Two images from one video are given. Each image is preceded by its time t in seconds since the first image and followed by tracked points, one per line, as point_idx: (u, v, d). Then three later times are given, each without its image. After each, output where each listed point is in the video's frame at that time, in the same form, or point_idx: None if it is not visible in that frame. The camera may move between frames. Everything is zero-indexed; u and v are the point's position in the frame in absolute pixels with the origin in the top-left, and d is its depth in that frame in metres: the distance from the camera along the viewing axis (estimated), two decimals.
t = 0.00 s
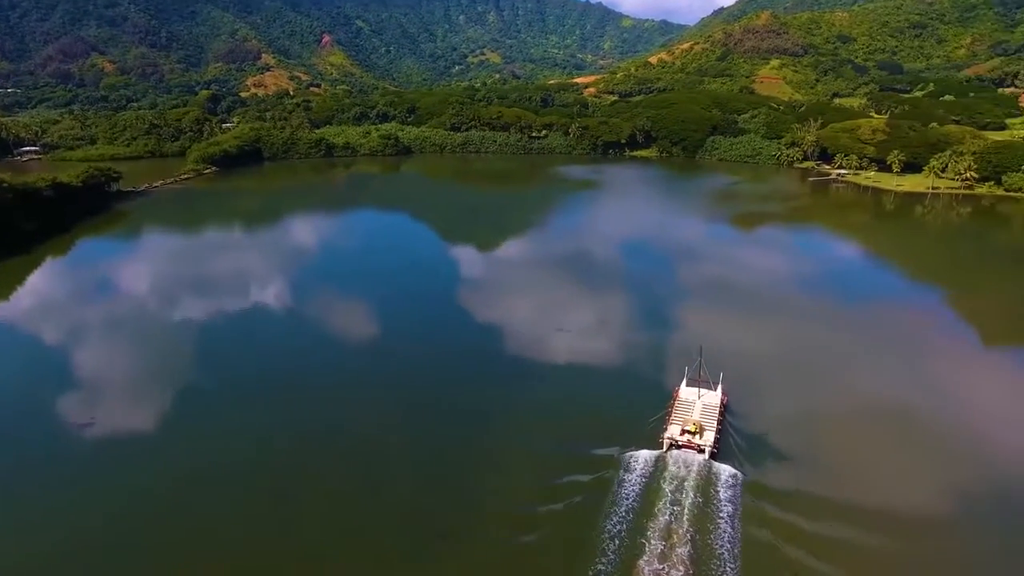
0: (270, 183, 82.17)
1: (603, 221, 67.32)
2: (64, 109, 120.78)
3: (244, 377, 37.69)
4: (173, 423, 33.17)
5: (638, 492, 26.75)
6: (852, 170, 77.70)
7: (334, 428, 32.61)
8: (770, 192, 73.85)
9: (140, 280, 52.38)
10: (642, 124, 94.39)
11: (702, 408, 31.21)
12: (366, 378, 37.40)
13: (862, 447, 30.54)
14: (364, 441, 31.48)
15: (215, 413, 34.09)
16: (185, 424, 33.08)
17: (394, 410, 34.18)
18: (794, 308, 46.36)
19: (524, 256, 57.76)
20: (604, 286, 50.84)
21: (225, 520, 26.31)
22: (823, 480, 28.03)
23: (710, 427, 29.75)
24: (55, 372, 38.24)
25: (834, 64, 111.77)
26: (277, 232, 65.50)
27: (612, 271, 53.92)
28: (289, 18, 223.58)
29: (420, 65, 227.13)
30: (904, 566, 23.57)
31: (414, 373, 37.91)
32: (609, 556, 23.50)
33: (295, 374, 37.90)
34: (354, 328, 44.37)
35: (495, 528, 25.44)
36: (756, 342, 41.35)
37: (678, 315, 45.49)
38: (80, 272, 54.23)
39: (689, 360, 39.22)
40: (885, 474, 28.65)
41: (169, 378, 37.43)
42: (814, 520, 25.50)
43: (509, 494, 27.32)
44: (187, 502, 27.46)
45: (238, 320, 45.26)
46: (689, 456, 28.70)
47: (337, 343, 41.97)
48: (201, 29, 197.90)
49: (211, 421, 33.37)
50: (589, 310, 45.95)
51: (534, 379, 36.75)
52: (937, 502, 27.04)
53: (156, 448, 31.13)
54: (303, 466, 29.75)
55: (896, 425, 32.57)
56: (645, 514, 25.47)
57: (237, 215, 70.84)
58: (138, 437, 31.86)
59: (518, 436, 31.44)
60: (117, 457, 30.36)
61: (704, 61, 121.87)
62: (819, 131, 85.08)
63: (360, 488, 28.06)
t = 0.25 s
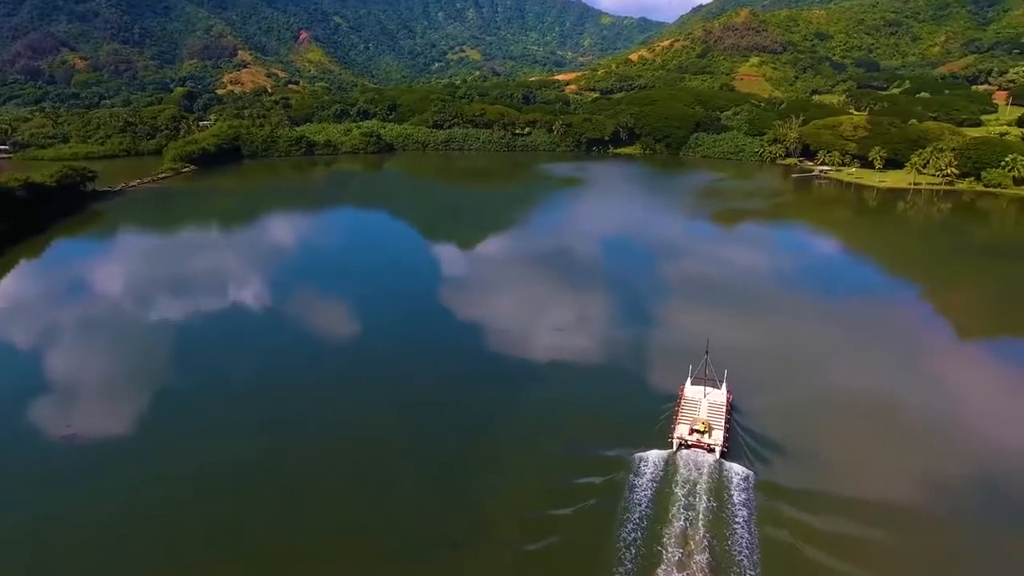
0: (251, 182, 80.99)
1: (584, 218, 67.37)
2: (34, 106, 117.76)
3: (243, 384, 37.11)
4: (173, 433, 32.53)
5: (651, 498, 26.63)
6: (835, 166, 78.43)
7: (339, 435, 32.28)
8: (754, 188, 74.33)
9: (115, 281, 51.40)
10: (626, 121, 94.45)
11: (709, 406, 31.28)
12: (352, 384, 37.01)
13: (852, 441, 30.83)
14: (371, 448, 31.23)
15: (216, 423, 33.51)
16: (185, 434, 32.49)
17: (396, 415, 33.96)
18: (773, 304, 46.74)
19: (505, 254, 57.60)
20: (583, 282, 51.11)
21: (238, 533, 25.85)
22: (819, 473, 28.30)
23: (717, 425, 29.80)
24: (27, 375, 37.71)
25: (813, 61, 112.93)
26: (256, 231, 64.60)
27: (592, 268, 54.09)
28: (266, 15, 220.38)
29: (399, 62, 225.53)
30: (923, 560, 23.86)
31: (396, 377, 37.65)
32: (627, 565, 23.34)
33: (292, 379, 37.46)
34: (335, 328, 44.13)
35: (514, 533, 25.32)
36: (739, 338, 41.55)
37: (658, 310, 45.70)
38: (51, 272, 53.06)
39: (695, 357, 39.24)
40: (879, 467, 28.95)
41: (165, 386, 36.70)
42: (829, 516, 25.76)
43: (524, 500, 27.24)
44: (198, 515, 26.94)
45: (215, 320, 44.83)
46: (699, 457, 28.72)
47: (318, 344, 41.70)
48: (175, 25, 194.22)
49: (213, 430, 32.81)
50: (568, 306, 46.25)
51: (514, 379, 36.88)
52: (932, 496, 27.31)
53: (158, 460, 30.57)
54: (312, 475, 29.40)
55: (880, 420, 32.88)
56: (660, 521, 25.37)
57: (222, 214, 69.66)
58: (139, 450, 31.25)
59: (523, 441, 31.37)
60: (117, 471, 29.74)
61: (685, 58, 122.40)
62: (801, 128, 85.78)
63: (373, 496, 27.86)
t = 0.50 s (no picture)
0: (230, 181, 79.55)
1: (564, 215, 67.19)
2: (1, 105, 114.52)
3: (236, 390, 36.04)
4: (164, 442, 31.48)
5: (664, 502, 25.78)
6: (817, 163, 79.59)
7: (338, 440, 31.47)
8: (739, 184, 74.61)
9: (88, 282, 50.06)
10: (609, 118, 94.38)
11: (715, 404, 30.80)
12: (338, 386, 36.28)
13: (848, 436, 30.92)
14: (371, 453, 30.48)
15: (209, 430, 32.45)
16: (177, 443, 31.42)
17: (395, 418, 33.24)
18: (750, 298, 47.04)
19: (485, 252, 57.21)
20: (563, 279, 51.04)
21: (240, 546, 24.90)
22: (829, 471, 28.22)
23: (725, 424, 29.33)
24: None
25: (791, 58, 113.96)
26: (232, 230, 63.37)
27: (573, 266, 53.97)
28: (240, 11, 216.96)
29: (377, 59, 223.59)
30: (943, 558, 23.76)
31: (376, 377, 37.16)
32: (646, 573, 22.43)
33: (285, 383, 36.52)
34: (314, 328, 43.53)
35: (528, 539, 24.64)
36: (718, 334, 41.75)
37: (636, 306, 45.74)
38: (20, 274, 51.60)
39: (700, 356, 38.89)
40: (880, 463, 29.07)
41: (153, 394, 35.54)
42: (847, 516, 25.54)
43: (533, 505, 26.56)
44: (195, 526, 25.98)
45: (191, 321, 43.95)
46: (710, 458, 28.06)
47: (297, 345, 41.05)
48: (147, 21, 190.32)
49: (206, 438, 31.76)
50: (549, 303, 46.16)
51: (493, 378, 36.59)
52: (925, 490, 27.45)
53: (150, 470, 29.51)
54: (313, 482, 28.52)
55: (862, 412, 33.13)
56: (675, 527, 24.50)
57: (203, 214, 68.16)
58: (130, 460, 30.19)
59: (527, 443, 30.83)
60: (107, 483, 28.67)
61: (664, 55, 122.78)
62: (782, 125, 87.17)
63: (378, 503, 27.09)
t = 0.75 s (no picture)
0: (207, 181, 78.00)
1: (542, 212, 66.94)
2: None
3: (228, 394, 35.02)
4: (155, 450, 30.42)
5: (675, 508, 25.37)
6: (797, 158, 79.95)
7: (337, 444, 30.75)
8: (721, 181, 75.00)
9: (56, 284, 48.62)
10: (590, 115, 94.36)
11: (718, 402, 30.78)
12: (324, 387, 35.60)
13: (846, 431, 31.08)
14: (371, 456, 29.81)
15: (201, 437, 31.43)
16: (169, 450, 30.39)
17: (392, 420, 32.59)
18: (726, 293, 47.40)
19: (463, 250, 56.77)
20: (541, 276, 50.91)
21: (244, 557, 24.04)
22: (829, 465, 28.35)
23: (731, 422, 29.30)
24: None
25: (767, 56, 115.10)
26: (204, 230, 62.08)
27: (551, 263, 53.83)
28: (212, 7, 213.01)
29: (353, 56, 221.26)
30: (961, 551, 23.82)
31: (354, 377, 36.64)
32: None
33: (277, 387, 35.65)
34: (290, 328, 42.85)
35: (543, 543, 24.19)
36: (696, 329, 41.95)
37: (614, 302, 45.81)
38: None
39: (703, 355, 38.66)
40: (870, 455, 29.38)
41: (141, 400, 34.39)
42: (860, 512, 25.51)
43: (544, 508, 26.11)
44: (194, 536, 25.08)
45: (165, 322, 42.96)
46: (718, 460, 27.95)
47: (273, 346, 40.33)
48: (115, 17, 185.91)
49: (200, 445, 30.75)
50: (528, 300, 46.05)
51: (473, 376, 36.33)
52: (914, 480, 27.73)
53: (142, 479, 28.49)
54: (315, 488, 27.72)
55: (841, 403, 33.51)
56: (689, 535, 24.06)
57: (181, 214, 66.61)
58: (121, 469, 29.10)
59: (529, 443, 30.42)
60: (97, 493, 27.61)
61: (643, 52, 123.22)
62: (762, 121, 87.59)
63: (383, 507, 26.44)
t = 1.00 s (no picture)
0: (175, 180, 76.03)
1: (515, 209, 66.69)
2: None
3: (215, 402, 33.92)
4: (141, 461, 29.29)
5: (683, 512, 24.81)
6: (771, 155, 81.14)
7: (329, 450, 30.11)
8: (698, 177, 75.49)
9: (15, 289, 46.95)
10: (565, 112, 94.29)
11: (717, 399, 30.96)
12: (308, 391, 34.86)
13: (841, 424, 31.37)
14: (368, 462, 29.17)
15: (189, 447, 30.33)
16: (156, 461, 29.29)
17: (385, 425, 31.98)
18: (699, 287, 47.80)
19: (436, 248, 56.24)
20: (514, 274, 50.74)
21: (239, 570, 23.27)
22: (822, 459, 28.59)
23: (732, 418, 29.48)
24: None
25: (737, 53, 116.41)
26: (170, 231, 60.55)
27: (524, 260, 53.67)
28: (175, 2, 208.08)
29: (321, 53, 218.13)
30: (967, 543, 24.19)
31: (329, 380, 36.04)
32: None
33: (264, 392, 34.72)
34: (260, 331, 42.04)
35: (553, 549, 23.73)
36: (670, 324, 42.18)
37: (589, 298, 45.90)
38: None
39: (702, 353, 38.53)
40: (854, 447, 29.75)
41: (122, 411, 33.13)
42: (865, 508, 25.70)
43: (551, 512, 25.62)
44: (185, 550, 24.24)
45: (130, 327, 41.84)
46: (722, 459, 27.67)
47: (243, 348, 39.54)
48: (74, 11, 180.33)
49: (188, 456, 29.65)
50: (502, 297, 45.92)
51: (448, 375, 36.06)
52: (896, 471, 28.12)
53: (129, 492, 27.39)
54: (313, 498, 26.95)
55: (816, 395, 33.95)
56: (701, 539, 23.52)
57: (150, 215, 64.80)
58: (106, 483, 27.92)
59: (526, 444, 30.05)
60: (81, 508, 26.43)
61: (615, 49, 123.63)
62: (736, 118, 88.17)
63: (385, 516, 25.81)
